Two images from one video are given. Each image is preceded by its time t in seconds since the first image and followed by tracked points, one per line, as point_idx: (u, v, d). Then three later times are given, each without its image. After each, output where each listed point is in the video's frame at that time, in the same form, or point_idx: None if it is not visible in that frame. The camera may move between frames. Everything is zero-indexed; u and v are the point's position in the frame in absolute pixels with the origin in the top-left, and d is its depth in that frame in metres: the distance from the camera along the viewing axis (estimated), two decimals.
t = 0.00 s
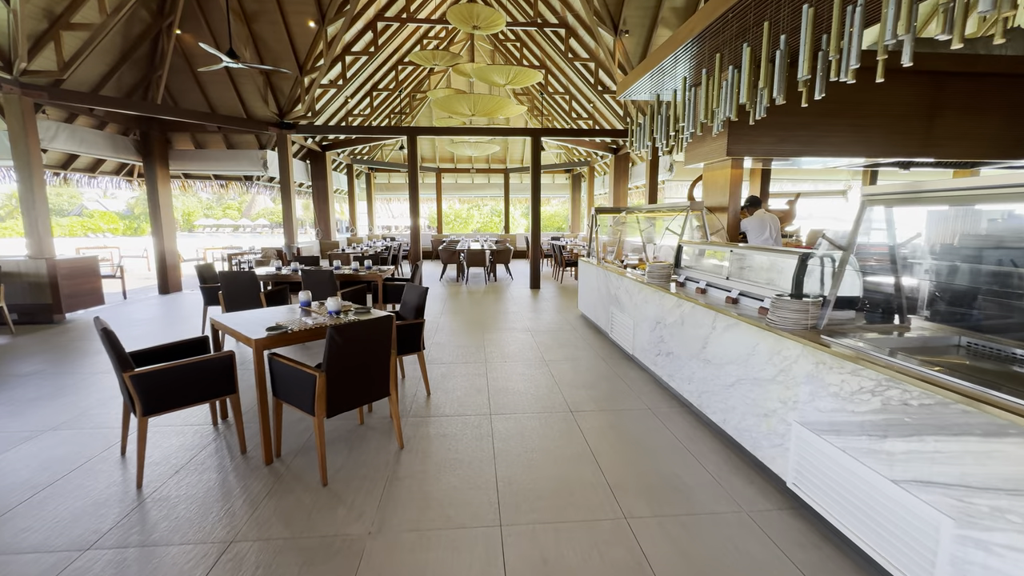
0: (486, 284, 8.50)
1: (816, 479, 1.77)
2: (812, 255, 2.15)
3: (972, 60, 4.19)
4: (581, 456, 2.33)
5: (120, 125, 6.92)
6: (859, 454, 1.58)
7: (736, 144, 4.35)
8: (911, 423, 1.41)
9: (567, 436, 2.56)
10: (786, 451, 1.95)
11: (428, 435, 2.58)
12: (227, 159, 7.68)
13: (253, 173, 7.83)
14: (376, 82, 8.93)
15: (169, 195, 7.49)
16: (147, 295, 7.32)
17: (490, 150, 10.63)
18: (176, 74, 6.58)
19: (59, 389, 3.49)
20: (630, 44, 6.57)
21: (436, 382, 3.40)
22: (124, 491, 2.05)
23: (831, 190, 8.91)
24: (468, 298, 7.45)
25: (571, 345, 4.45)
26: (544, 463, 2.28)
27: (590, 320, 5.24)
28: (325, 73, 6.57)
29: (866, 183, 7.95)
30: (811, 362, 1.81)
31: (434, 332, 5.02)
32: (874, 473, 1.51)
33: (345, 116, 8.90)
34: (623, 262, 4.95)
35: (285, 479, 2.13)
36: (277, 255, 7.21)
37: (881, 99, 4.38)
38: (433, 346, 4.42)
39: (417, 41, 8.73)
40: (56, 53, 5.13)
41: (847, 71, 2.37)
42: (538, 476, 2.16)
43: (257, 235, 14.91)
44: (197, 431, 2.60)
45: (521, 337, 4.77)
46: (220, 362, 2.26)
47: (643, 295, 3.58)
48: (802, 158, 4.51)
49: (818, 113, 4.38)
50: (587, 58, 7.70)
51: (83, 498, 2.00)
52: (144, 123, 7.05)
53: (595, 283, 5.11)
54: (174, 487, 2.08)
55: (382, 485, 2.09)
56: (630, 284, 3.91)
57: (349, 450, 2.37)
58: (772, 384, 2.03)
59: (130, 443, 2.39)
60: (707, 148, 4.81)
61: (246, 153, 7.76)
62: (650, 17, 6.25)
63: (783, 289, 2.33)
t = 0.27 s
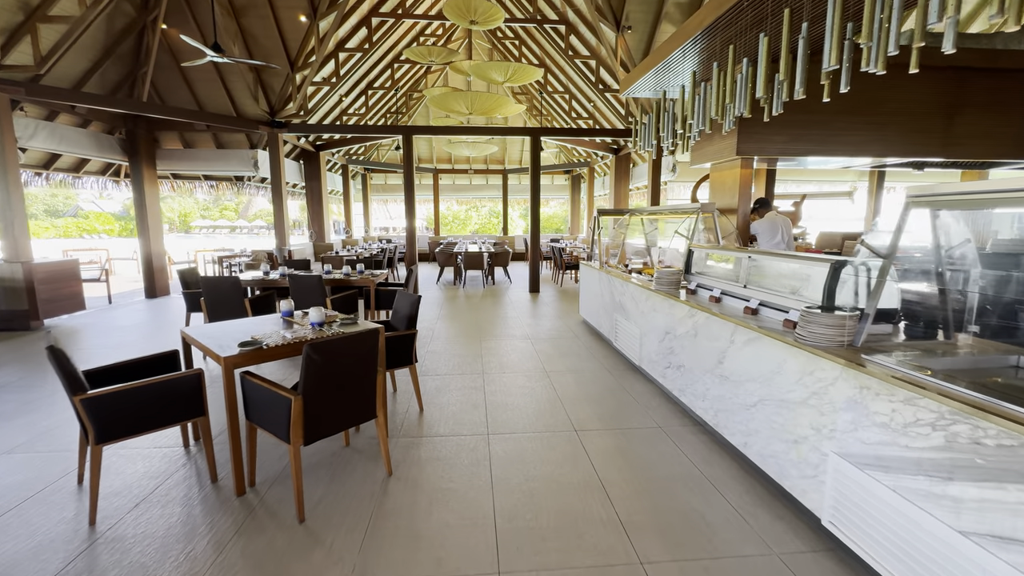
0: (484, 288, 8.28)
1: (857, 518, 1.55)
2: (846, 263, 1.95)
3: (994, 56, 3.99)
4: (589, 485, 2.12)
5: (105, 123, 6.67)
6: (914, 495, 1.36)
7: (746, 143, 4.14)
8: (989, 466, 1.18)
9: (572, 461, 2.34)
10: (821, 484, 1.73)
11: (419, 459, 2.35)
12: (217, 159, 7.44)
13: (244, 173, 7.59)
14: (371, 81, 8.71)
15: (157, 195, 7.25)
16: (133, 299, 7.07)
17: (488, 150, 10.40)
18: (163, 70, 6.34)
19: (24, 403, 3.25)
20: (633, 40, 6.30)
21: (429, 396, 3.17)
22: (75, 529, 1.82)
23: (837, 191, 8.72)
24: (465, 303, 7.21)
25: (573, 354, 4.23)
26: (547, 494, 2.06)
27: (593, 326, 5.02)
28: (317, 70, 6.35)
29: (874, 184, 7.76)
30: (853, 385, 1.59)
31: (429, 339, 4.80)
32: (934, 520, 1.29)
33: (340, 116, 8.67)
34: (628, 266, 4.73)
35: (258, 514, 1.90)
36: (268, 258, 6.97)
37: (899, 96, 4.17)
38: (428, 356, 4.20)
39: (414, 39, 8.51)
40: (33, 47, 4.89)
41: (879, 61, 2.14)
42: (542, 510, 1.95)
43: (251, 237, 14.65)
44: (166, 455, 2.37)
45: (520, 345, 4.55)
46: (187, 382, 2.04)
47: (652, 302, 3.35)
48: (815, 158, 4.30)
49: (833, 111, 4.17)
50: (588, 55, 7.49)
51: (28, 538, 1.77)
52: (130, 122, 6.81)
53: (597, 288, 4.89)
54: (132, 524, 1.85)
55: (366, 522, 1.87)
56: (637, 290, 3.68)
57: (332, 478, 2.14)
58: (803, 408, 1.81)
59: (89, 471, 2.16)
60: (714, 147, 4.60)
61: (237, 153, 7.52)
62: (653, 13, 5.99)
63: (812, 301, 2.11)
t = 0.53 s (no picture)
0: (482, 289, 8.05)
1: (914, 564, 1.34)
2: (892, 269, 1.71)
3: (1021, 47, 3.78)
4: (600, 516, 1.91)
5: (88, 119, 6.42)
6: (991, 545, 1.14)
7: (760, 138, 3.91)
8: None
9: (579, 486, 2.13)
10: (867, 520, 1.52)
11: (410, 483, 2.13)
12: (206, 156, 7.19)
13: (234, 172, 7.35)
14: (366, 77, 8.47)
15: (144, 195, 7.01)
16: (119, 302, 6.83)
17: (486, 149, 10.16)
18: (149, 64, 6.10)
19: None
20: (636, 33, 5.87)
21: (423, 409, 2.95)
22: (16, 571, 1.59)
23: (844, 190, 8.51)
24: (463, 305, 6.99)
25: (576, 360, 4.01)
26: (553, 528, 1.84)
27: (596, 331, 4.80)
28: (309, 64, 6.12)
29: (883, 183, 7.55)
30: (910, 410, 1.37)
31: (425, 345, 4.58)
32: None
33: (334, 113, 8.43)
34: (633, 268, 4.51)
35: (226, 551, 1.67)
36: (259, 259, 6.74)
37: (919, 90, 3.96)
38: (423, 363, 3.97)
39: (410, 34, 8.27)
40: (8, 39, 4.65)
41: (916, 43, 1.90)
42: (548, 546, 1.73)
43: (245, 237, 14.39)
44: (130, 480, 2.14)
45: (520, 351, 4.33)
46: (148, 400, 1.84)
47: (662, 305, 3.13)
48: (831, 154, 4.09)
49: (850, 105, 3.96)
50: (589, 50, 7.25)
51: None
52: (115, 118, 6.56)
53: (601, 291, 4.67)
54: (83, 563, 1.63)
55: (349, 561, 1.64)
56: (644, 293, 3.46)
57: (312, 507, 1.92)
58: (846, 433, 1.59)
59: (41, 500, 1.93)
60: (724, 143, 4.36)
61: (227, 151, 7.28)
62: (658, 5, 5.53)
63: (850, 309, 1.88)
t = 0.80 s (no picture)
0: (481, 292, 7.83)
1: None
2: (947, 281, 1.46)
3: None
4: (614, 557, 1.69)
5: (71, 116, 6.19)
6: None
7: (774, 135, 3.70)
8: None
9: (589, 518, 1.91)
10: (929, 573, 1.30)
11: (401, 515, 1.92)
12: (196, 155, 6.96)
13: (225, 171, 7.11)
14: (362, 74, 8.24)
15: (131, 194, 6.78)
16: (104, 306, 6.59)
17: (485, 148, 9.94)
18: (134, 59, 5.87)
19: None
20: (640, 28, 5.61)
21: (417, 426, 2.73)
22: None
23: (852, 190, 8.31)
24: (461, 309, 6.77)
25: (580, 370, 3.79)
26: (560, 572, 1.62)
27: (600, 338, 4.58)
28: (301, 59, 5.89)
29: (892, 183, 7.35)
30: (987, 449, 1.16)
31: (420, 353, 4.35)
32: None
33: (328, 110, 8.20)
34: (639, 272, 4.29)
35: None
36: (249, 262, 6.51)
37: (943, 84, 3.75)
38: (418, 373, 3.75)
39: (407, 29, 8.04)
40: None
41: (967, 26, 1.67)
42: None
43: (239, 238, 14.14)
44: (87, 512, 1.91)
45: (521, 359, 4.11)
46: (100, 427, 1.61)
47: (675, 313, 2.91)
48: (848, 151, 3.88)
49: (869, 100, 3.75)
50: (591, 45, 7.03)
51: None
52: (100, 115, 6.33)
53: (605, 295, 4.44)
54: None
55: None
56: (653, 299, 3.24)
57: (286, 547, 1.70)
58: (902, 469, 1.37)
59: None
60: (735, 140, 4.15)
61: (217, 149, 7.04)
62: None
63: (896, 322, 1.67)
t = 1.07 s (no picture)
0: (479, 294, 7.61)
1: None
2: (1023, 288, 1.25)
3: None
4: None
5: (53, 111, 5.95)
6: None
7: (789, 129, 3.49)
8: None
9: (598, 552, 1.70)
10: None
11: (386, 550, 1.70)
12: (183, 152, 6.72)
13: (214, 169, 6.88)
14: (356, 69, 8.01)
15: (116, 193, 6.55)
16: (89, 308, 6.36)
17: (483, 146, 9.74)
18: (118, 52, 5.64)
19: None
20: (644, 20, 5.38)
21: (408, 443, 2.52)
22: None
23: (859, 189, 8.12)
24: (458, 311, 6.55)
25: (584, 378, 3.58)
26: None
27: (604, 343, 4.37)
28: (291, 52, 5.67)
29: (902, 182, 7.15)
30: None
31: (414, 359, 4.13)
32: None
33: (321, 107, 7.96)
34: (644, 274, 4.08)
35: None
36: (238, 263, 6.28)
37: (967, 75, 3.54)
38: (411, 381, 3.54)
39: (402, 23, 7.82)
40: None
41: None
42: None
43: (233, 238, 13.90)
44: (30, 549, 1.69)
45: (520, 366, 3.90)
46: (33, 459, 1.37)
47: (686, 320, 2.69)
48: (866, 146, 3.67)
49: (889, 92, 3.54)
50: (592, 39, 6.81)
51: None
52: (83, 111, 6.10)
53: (609, 299, 4.23)
54: None
55: None
56: (661, 304, 3.02)
57: None
58: (972, 512, 1.16)
59: None
60: (746, 135, 3.94)
61: (205, 146, 6.81)
62: None
63: (950, 335, 1.46)
